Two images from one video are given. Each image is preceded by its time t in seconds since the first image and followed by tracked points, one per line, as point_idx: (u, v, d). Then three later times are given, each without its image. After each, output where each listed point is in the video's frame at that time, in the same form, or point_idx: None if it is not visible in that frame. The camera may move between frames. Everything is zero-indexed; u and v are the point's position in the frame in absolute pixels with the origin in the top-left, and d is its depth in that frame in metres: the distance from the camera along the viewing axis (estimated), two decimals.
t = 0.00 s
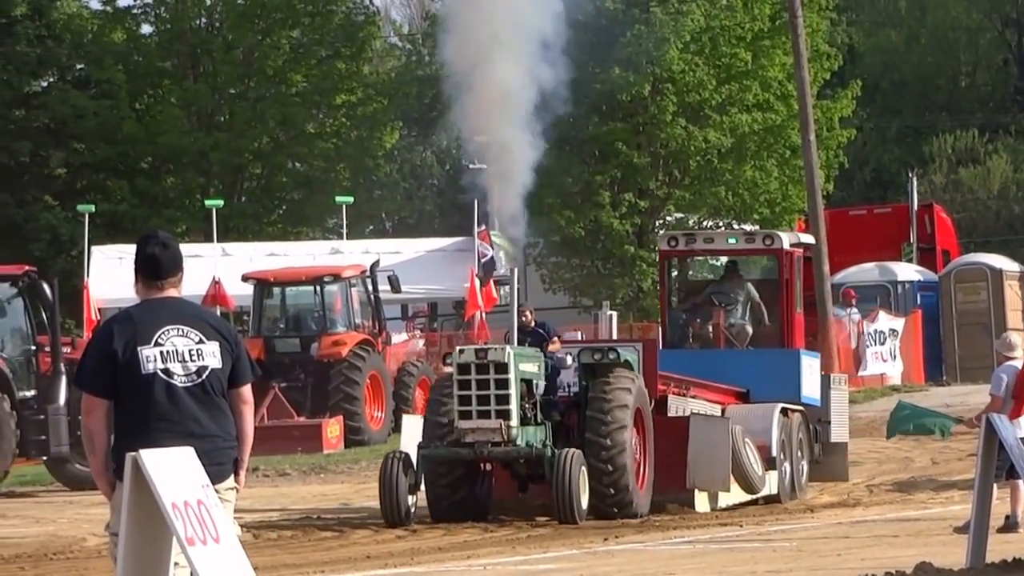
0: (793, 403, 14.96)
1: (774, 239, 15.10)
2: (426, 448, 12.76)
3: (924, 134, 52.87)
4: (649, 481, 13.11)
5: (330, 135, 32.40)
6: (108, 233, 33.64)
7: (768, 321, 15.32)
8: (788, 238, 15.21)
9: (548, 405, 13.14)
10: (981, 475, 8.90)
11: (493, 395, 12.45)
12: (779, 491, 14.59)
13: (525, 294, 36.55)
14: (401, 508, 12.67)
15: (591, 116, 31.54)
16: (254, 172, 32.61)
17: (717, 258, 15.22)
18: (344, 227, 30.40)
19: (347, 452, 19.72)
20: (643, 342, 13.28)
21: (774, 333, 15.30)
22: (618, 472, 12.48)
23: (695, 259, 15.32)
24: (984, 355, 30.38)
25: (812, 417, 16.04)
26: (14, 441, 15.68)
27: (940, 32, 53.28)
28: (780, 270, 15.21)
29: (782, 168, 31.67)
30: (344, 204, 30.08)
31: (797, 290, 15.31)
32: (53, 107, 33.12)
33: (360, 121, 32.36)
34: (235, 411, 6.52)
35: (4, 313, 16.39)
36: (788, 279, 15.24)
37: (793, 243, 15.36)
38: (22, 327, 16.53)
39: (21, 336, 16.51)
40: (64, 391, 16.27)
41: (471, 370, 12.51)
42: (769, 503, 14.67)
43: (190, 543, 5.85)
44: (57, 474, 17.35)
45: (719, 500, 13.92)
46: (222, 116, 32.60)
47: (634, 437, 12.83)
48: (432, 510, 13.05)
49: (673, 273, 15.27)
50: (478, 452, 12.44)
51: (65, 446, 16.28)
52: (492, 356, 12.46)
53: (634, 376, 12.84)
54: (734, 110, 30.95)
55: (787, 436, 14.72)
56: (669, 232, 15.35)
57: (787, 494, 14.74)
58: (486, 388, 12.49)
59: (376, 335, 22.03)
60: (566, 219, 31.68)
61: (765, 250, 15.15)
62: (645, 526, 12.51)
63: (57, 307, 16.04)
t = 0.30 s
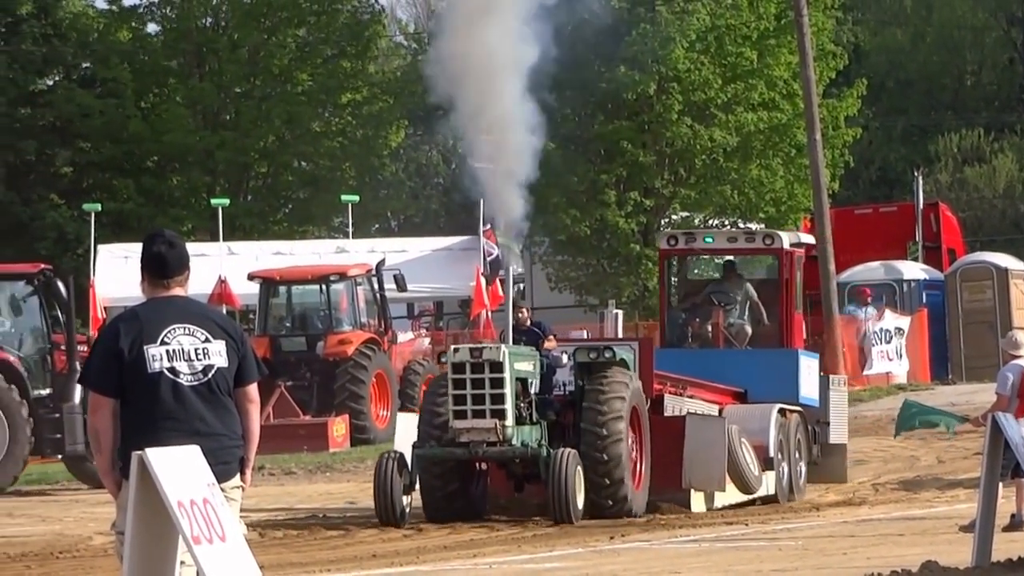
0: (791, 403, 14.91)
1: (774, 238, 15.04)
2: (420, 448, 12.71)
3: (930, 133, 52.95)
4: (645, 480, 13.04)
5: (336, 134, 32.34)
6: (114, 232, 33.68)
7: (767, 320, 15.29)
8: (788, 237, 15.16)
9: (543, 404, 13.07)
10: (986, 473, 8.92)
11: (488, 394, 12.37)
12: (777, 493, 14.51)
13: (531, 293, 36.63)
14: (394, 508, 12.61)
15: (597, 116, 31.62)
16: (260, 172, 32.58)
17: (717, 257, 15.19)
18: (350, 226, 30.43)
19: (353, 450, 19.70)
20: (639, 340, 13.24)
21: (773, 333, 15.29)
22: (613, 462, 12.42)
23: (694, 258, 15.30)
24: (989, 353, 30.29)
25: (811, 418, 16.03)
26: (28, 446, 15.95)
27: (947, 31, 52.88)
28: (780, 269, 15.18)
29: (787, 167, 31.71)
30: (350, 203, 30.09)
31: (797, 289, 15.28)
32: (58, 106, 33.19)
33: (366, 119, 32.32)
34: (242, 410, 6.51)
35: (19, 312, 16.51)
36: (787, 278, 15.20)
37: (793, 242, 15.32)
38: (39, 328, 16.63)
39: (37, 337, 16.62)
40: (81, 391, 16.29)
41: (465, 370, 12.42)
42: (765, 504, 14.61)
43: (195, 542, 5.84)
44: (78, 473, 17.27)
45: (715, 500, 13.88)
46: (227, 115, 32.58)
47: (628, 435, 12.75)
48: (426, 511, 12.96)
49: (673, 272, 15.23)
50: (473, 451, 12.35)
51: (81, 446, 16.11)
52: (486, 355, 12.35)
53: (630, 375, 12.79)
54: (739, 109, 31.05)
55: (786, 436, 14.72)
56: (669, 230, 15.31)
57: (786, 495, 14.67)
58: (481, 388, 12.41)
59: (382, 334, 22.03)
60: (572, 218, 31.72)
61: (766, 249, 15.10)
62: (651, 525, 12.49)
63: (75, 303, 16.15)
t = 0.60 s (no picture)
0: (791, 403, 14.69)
1: (775, 237, 15.14)
2: (417, 447, 12.61)
3: (937, 131, 52.87)
4: (643, 479, 13.00)
5: (343, 131, 32.31)
6: (121, 229, 33.69)
7: (767, 319, 15.28)
8: (789, 236, 15.24)
9: (541, 403, 12.95)
10: (993, 470, 8.89)
11: (484, 393, 12.27)
12: (777, 492, 14.40)
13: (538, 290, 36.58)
14: (391, 505, 12.56)
15: (604, 113, 31.70)
16: (266, 169, 32.81)
17: (719, 256, 15.31)
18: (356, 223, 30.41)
19: (360, 448, 19.67)
20: (637, 338, 13.19)
21: (774, 332, 15.27)
22: (609, 451, 12.36)
23: (696, 256, 15.42)
24: (996, 351, 30.17)
25: (811, 416, 15.88)
26: (42, 454, 15.94)
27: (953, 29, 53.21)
28: (782, 267, 15.21)
29: (794, 165, 31.53)
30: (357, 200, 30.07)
31: (798, 288, 15.28)
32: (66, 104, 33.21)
33: (373, 117, 32.03)
34: (248, 408, 6.50)
35: (38, 309, 16.61)
36: (789, 276, 15.22)
37: (794, 241, 15.37)
38: (57, 327, 16.70)
39: (55, 336, 16.68)
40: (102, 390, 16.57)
41: (462, 368, 12.33)
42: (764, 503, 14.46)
43: (202, 540, 5.84)
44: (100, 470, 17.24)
45: (711, 500, 13.78)
46: (234, 113, 32.63)
47: (626, 433, 12.63)
48: (422, 507, 12.92)
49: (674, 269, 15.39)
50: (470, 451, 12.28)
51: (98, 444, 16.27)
52: (483, 353, 12.26)
53: (626, 373, 12.73)
54: (745, 106, 30.98)
55: (785, 435, 14.58)
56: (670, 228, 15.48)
57: (786, 494, 14.54)
58: (477, 386, 12.31)
59: (389, 331, 22.03)
60: (579, 216, 31.71)
61: (767, 248, 15.20)
62: (655, 523, 12.47)
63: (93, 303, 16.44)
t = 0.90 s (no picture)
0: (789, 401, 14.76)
1: (773, 234, 15.00)
2: (413, 444, 12.55)
3: (944, 127, 52.91)
4: (640, 476, 13.00)
5: (350, 127, 32.40)
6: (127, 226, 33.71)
7: (767, 316, 15.21)
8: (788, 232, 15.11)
9: (537, 400, 12.97)
10: (1000, 468, 8.85)
11: (481, 391, 12.21)
12: (775, 490, 14.28)
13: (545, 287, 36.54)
14: (386, 504, 12.45)
15: (610, 110, 31.63)
16: (273, 165, 32.95)
17: (718, 252, 15.12)
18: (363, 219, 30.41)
19: (367, 445, 19.62)
20: (634, 334, 13.06)
21: (773, 329, 15.21)
22: (606, 439, 12.32)
23: (694, 253, 15.23)
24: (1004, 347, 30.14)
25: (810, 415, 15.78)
26: (56, 462, 16.08)
27: (960, 26, 53.27)
28: (781, 264, 15.13)
29: (802, 161, 31.74)
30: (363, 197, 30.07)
31: (798, 285, 15.23)
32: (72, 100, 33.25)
33: (379, 113, 32.16)
34: (255, 404, 6.49)
35: (59, 304, 16.77)
36: (789, 274, 15.15)
37: (794, 238, 15.28)
38: (78, 325, 16.82)
39: (78, 334, 16.81)
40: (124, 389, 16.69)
41: (458, 366, 12.27)
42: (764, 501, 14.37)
43: (209, 537, 5.83)
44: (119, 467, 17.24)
45: (710, 497, 13.75)
46: (241, 110, 32.69)
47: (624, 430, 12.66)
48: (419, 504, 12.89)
49: (672, 266, 15.19)
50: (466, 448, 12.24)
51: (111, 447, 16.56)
52: (479, 351, 12.22)
53: (624, 369, 12.70)
54: (752, 103, 30.95)
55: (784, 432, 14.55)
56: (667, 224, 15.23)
57: (784, 492, 14.45)
58: (473, 383, 12.26)
59: (396, 328, 22.04)
60: (586, 212, 31.72)
61: (765, 245, 15.05)
62: (663, 520, 12.47)
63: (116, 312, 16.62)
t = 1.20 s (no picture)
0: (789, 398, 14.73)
1: (773, 230, 14.86)
2: (410, 441, 12.53)
3: (952, 123, 52.87)
4: (638, 472, 12.95)
5: (357, 124, 32.26)
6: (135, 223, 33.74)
7: (765, 313, 15.11)
8: (787, 228, 14.97)
9: (535, 396, 12.98)
10: (1008, 464, 8.82)
11: (477, 387, 12.21)
12: (774, 487, 14.30)
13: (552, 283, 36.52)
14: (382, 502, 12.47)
15: (618, 106, 31.49)
16: (280, 162, 32.83)
17: (717, 248, 15.01)
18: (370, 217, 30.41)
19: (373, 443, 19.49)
20: (632, 331, 13.09)
21: (773, 326, 15.10)
22: (603, 428, 12.28)
23: (693, 249, 15.16)
24: (1012, 345, 30.10)
25: (809, 414, 15.85)
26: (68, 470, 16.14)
27: (967, 22, 53.32)
28: (780, 260, 15.01)
29: (809, 158, 31.64)
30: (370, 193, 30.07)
31: (797, 282, 15.12)
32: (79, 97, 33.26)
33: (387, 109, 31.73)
34: (261, 400, 6.49)
35: (85, 301, 16.94)
36: (787, 269, 15.03)
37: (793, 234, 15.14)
38: (107, 323, 16.97)
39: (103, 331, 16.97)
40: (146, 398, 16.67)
41: (454, 362, 12.27)
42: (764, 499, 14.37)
43: (216, 533, 5.82)
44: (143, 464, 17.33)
45: (708, 495, 13.77)
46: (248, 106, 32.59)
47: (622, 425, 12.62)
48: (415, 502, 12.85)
49: (670, 263, 15.18)
50: (463, 444, 12.23)
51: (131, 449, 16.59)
52: (476, 347, 12.20)
53: (622, 365, 12.72)
54: (759, 99, 31.01)
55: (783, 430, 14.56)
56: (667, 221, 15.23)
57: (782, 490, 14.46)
58: (470, 380, 12.26)
59: (404, 324, 21.99)
60: (593, 209, 31.72)
61: (764, 241, 14.92)
62: (670, 516, 12.44)
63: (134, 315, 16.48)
